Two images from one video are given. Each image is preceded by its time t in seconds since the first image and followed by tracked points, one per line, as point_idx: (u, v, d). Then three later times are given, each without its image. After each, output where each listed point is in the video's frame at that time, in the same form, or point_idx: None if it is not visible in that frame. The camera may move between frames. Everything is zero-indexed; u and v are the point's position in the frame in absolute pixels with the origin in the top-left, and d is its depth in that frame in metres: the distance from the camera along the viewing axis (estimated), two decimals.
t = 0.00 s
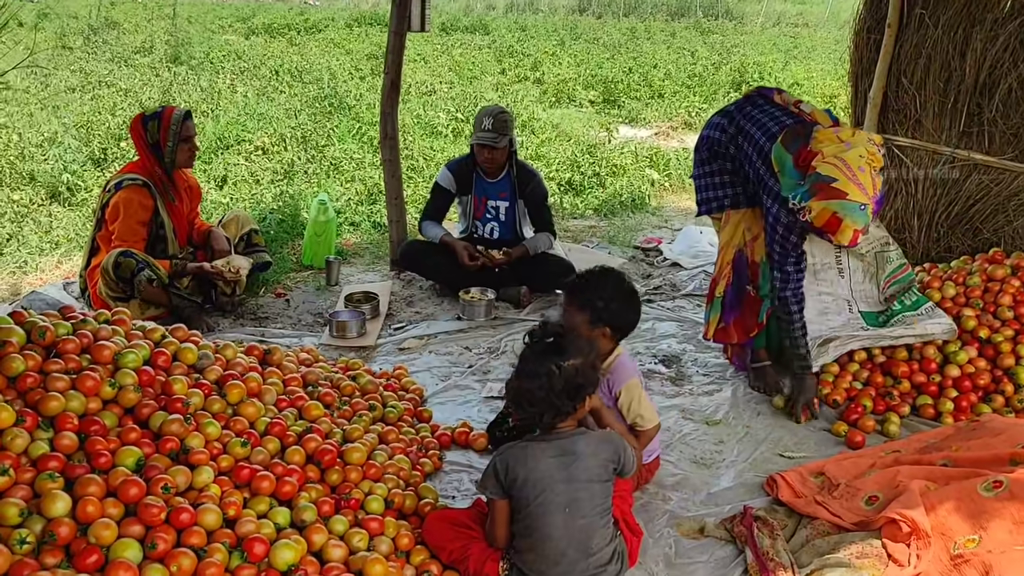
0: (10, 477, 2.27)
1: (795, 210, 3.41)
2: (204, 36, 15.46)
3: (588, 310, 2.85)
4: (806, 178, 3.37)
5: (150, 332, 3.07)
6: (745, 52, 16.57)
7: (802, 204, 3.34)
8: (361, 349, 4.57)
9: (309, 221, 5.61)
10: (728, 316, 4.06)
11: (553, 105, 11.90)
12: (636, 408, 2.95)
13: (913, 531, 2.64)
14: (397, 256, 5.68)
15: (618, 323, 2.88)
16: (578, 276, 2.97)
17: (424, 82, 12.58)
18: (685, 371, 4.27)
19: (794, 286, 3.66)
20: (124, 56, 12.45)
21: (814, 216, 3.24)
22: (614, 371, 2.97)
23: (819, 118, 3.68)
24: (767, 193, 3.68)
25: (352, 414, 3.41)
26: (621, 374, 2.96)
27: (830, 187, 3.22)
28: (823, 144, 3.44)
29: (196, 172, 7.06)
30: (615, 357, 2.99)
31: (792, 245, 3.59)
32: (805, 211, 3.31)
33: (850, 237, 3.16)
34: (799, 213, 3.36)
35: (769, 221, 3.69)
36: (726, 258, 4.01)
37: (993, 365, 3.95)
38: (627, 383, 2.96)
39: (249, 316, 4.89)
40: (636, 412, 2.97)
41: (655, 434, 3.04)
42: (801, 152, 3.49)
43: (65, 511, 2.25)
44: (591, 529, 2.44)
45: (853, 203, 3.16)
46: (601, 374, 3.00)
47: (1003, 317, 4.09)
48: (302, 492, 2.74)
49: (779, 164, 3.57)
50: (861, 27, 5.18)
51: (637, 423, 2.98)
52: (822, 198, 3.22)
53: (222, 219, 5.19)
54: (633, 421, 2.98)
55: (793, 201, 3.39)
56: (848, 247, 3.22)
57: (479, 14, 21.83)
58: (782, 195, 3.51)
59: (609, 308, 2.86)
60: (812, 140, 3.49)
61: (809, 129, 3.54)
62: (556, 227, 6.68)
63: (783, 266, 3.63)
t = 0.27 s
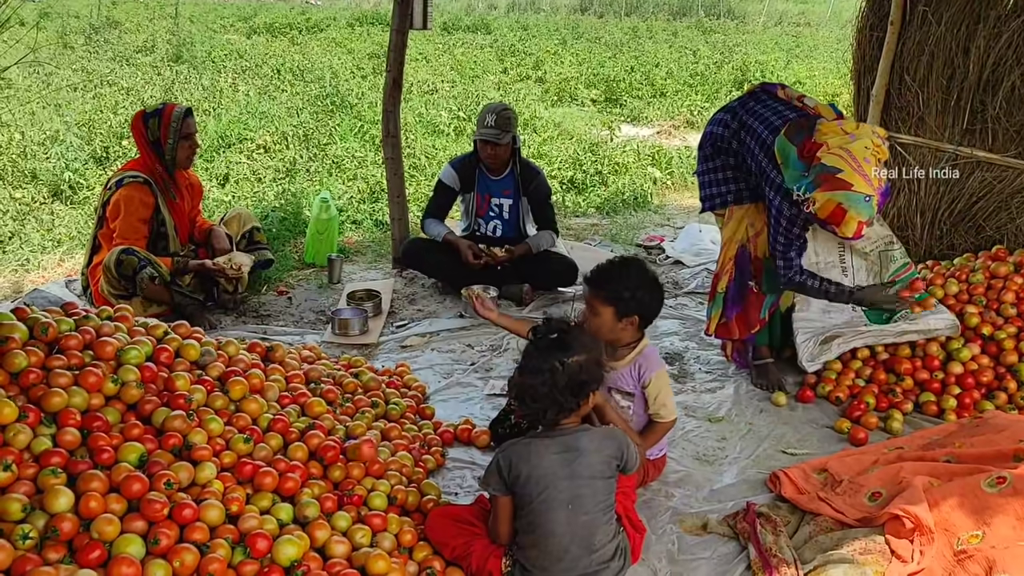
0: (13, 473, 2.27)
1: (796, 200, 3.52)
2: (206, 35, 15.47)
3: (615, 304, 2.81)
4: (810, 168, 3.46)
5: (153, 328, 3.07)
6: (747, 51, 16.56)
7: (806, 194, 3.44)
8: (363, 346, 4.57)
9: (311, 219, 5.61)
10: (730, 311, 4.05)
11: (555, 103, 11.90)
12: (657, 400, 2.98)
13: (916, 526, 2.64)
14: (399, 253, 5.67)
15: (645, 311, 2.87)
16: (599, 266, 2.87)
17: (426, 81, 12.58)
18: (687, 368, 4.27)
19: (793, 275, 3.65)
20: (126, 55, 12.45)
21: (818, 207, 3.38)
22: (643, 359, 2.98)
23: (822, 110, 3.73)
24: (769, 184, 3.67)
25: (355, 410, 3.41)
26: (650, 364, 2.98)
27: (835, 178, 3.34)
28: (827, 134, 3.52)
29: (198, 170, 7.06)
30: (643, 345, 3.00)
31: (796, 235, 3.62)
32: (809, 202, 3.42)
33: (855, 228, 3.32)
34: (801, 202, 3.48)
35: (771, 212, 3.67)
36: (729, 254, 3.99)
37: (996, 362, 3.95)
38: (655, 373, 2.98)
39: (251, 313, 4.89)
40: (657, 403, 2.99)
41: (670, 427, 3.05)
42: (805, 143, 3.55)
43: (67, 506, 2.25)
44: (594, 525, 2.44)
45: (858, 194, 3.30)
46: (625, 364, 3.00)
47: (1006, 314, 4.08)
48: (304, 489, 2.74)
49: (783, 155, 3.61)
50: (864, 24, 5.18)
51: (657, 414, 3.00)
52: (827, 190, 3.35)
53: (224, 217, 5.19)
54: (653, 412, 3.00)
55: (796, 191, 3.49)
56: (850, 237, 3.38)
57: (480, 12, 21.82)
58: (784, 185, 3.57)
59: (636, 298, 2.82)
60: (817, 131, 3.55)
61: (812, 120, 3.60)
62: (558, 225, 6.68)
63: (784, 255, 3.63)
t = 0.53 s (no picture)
0: (13, 470, 2.27)
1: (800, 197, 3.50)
2: (208, 35, 15.48)
3: (632, 304, 2.84)
4: (814, 166, 3.45)
5: (154, 326, 3.07)
6: (749, 50, 16.54)
7: (811, 192, 3.42)
8: (364, 345, 4.56)
9: (312, 218, 5.61)
10: (734, 310, 4.01)
11: (557, 103, 11.88)
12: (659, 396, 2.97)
13: (918, 524, 2.63)
14: (400, 252, 5.67)
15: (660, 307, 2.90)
16: (608, 267, 2.89)
17: (427, 81, 12.57)
18: (689, 366, 4.26)
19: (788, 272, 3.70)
20: (127, 55, 12.46)
21: (824, 205, 3.35)
22: (649, 354, 2.97)
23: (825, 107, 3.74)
24: (772, 182, 3.68)
25: (356, 408, 3.41)
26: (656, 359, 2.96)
27: (840, 176, 3.33)
28: (830, 132, 3.51)
29: (199, 170, 7.06)
30: (652, 342, 2.99)
31: (792, 233, 3.64)
32: (814, 200, 3.40)
33: (860, 226, 3.33)
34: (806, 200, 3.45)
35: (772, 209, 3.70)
36: (732, 251, 3.97)
37: (999, 360, 3.94)
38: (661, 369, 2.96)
39: (252, 312, 4.88)
40: (661, 400, 2.98)
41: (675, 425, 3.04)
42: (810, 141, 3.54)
43: (68, 504, 2.25)
44: (596, 523, 2.43)
45: (863, 191, 3.30)
46: (631, 359, 3.00)
47: (1009, 312, 4.07)
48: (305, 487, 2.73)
49: (787, 153, 3.60)
50: (865, 22, 5.17)
51: (660, 410, 2.99)
52: (833, 187, 3.33)
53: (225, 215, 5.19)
54: (657, 408, 2.99)
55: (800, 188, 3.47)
56: (854, 235, 3.38)
57: (482, 12, 21.81)
58: (788, 182, 3.57)
59: (652, 297, 2.85)
60: (821, 129, 3.54)
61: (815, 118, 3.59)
62: (560, 224, 6.68)
63: (779, 254, 3.68)
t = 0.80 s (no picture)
0: (13, 470, 2.26)
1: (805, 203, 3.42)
2: (210, 35, 15.49)
3: (632, 303, 2.82)
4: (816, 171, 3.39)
5: (154, 325, 3.07)
6: (751, 49, 16.53)
7: (815, 196, 3.33)
8: (366, 344, 4.56)
9: (314, 217, 5.60)
10: (744, 310, 4.02)
11: (559, 102, 11.87)
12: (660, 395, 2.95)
13: (921, 524, 2.62)
14: (402, 252, 5.67)
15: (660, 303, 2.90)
16: (602, 267, 2.86)
17: (429, 81, 12.57)
18: (691, 366, 4.25)
19: (801, 277, 3.62)
20: (130, 54, 12.47)
21: (828, 208, 3.27)
22: (649, 353, 2.96)
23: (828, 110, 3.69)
24: (774, 186, 3.65)
25: (357, 408, 3.40)
26: (655, 358, 2.95)
27: (843, 178, 3.25)
28: (833, 136, 3.47)
29: (201, 169, 7.06)
30: (653, 341, 2.98)
31: (800, 239, 3.56)
32: (818, 204, 3.32)
33: (866, 229, 3.22)
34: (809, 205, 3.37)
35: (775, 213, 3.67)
36: (737, 250, 3.99)
37: (1002, 359, 3.92)
38: (661, 367, 2.94)
39: (254, 312, 4.88)
40: (662, 399, 2.96)
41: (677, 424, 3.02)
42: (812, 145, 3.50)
43: (68, 503, 2.24)
44: (597, 523, 2.43)
45: (867, 192, 3.20)
46: (631, 358, 2.99)
47: (1012, 311, 4.06)
48: (306, 486, 2.73)
49: (789, 157, 3.58)
50: (868, 21, 5.16)
51: (661, 410, 2.97)
52: (836, 190, 3.25)
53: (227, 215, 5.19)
54: (658, 407, 2.97)
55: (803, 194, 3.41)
56: (861, 238, 3.27)
57: (484, 12, 21.80)
58: (791, 188, 3.53)
59: (649, 292, 2.84)
60: (822, 132, 3.51)
61: (817, 122, 3.56)
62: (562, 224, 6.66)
63: (790, 261, 3.60)
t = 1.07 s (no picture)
0: (12, 472, 2.26)
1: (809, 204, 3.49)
2: (210, 35, 15.50)
3: (613, 305, 2.85)
4: (820, 171, 3.45)
5: (154, 326, 3.07)
6: (752, 49, 16.53)
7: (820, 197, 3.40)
8: (365, 345, 4.55)
9: (313, 218, 5.60)
10: (762, 310, 3.94)
11: (559, 102, 11.87)
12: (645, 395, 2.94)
13: (921, 525, 2.61)
14: (401, 252, 5.66)
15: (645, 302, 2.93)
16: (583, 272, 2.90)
17: (429, 81, 12.56)
18: (691, 366, 4.25)
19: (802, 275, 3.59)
20: (130, 55, 12.47)
21: (834, 208, 3.33)
22: (630, 356, 2.97)
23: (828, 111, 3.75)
24: (776, 186, 3.64)
25: (357, 408, 3.40)
26: (637, 359, 2.96)
27: (849, 178, 3.31)
28: (835, 136, 3.52)
29: (201, 170, 7.05)
30: (633, 343, 2.99)
31: (803, 238, 3.57)
32: (824, 205, 3.38)
33: (872, 228, 3.29)
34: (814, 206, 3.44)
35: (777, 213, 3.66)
36: (745, 252, 3.93)
37: (1002, 359, 3.92)
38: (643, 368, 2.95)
39: (253, 312, 4.88)
40: (649, 399, 2.95)
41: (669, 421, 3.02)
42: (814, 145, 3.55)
43: (66, 505, 2.24)
44: (597, 524, 2.43)
45: (874, 192, 3.27)
46: (614, 361, 3.01)
47: (1012, 312, 4.05)
48: (305, 487, 2.72)
49: (792, 156, 3.59)
50: (868, 20, 5.15)
51: (650, 411, 2.97)
52: (842, 190, 3.31)
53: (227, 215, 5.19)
54: (646, 408, 2.97)
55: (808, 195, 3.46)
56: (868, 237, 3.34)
57: (485, 11, 21.79)
58: (794, 188, 3.55)
59: (630, 294, 2.86)
60: (825, 132, 3.56)
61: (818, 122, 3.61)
62: (561, 224, 6.66)
63: (793, 260, 3.59)
